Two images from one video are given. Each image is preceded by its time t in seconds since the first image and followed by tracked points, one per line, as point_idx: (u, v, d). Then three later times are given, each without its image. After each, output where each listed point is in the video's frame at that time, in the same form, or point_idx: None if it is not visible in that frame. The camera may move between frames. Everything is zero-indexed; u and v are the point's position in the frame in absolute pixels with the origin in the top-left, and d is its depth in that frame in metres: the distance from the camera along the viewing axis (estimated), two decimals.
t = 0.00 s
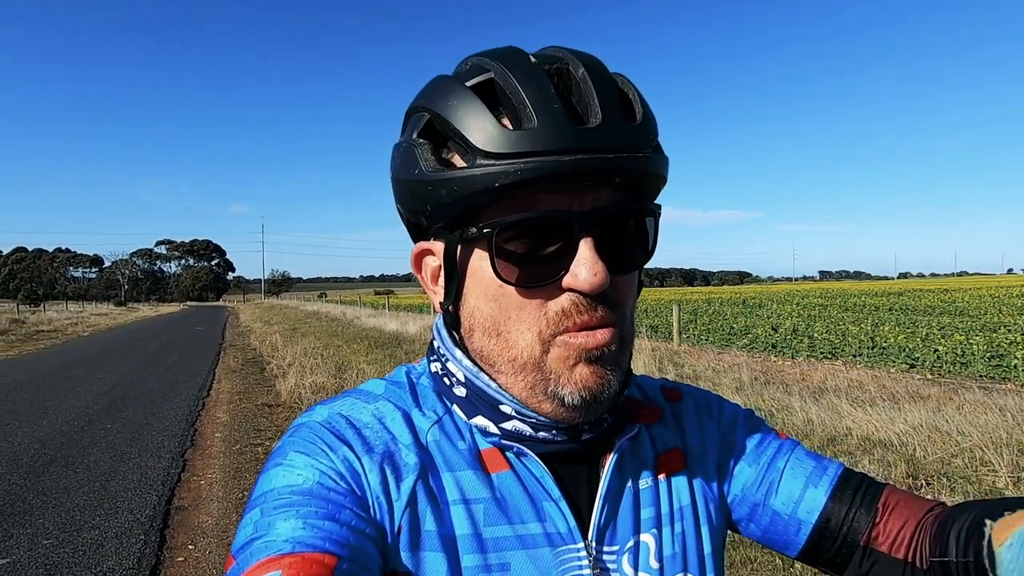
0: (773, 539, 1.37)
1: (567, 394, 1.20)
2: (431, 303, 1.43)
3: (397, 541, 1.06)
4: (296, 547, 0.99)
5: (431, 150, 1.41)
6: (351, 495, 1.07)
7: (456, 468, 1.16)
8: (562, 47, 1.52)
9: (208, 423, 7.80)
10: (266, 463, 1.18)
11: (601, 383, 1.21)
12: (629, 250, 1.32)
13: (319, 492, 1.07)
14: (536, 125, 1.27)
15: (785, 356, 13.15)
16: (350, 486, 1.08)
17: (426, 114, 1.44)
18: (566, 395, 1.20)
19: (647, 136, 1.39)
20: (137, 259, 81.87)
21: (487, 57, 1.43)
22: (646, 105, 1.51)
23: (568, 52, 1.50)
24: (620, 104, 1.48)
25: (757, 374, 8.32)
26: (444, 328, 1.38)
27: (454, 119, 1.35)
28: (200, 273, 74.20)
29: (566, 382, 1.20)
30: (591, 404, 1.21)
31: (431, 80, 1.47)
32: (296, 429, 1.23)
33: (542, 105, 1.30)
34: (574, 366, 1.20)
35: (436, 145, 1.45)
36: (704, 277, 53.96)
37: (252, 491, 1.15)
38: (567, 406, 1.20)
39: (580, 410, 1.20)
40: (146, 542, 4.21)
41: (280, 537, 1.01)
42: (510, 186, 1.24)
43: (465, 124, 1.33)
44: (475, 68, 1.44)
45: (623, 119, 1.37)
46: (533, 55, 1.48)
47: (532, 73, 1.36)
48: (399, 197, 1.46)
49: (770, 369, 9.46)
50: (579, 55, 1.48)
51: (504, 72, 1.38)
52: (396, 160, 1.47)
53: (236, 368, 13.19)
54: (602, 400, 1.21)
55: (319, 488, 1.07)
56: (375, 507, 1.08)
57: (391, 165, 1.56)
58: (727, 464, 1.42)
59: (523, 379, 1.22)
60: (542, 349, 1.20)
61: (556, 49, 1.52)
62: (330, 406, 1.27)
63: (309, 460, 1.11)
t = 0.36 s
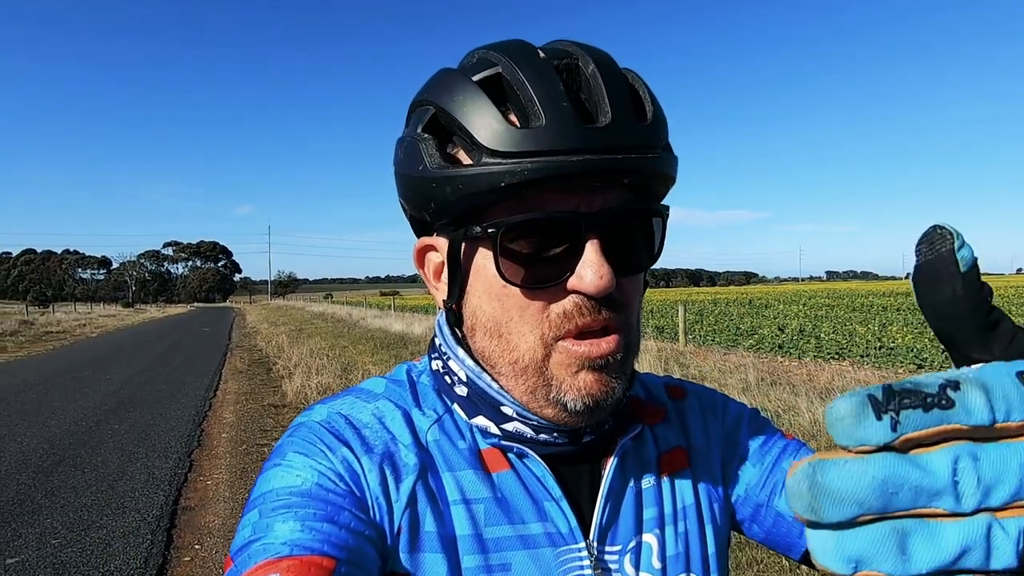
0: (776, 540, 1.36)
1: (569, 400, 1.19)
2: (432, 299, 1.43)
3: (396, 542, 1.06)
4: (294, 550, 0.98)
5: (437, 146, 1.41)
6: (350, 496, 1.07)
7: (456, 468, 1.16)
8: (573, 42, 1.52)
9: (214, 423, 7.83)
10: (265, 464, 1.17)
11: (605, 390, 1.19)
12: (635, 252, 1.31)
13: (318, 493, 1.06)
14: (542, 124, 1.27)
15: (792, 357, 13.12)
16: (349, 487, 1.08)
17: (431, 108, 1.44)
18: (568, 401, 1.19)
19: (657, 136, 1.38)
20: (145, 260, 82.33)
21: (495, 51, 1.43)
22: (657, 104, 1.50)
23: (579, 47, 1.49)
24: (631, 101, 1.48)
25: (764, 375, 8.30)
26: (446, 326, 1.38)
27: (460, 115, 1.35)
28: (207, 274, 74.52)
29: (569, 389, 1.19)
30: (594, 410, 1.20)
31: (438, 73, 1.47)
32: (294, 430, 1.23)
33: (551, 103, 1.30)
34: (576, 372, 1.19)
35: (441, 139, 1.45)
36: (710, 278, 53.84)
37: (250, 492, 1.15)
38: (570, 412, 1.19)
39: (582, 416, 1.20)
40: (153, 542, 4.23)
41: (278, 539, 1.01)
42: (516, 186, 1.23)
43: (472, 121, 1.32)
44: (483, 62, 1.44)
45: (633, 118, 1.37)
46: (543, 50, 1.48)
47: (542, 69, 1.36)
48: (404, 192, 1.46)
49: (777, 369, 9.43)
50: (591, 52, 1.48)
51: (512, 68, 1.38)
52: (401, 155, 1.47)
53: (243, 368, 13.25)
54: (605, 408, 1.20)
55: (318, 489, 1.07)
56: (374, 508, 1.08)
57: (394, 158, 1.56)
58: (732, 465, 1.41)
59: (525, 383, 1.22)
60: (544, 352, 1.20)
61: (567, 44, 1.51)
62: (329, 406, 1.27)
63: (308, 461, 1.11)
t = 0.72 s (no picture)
0: (786, 547, 1.33)
1: (583, 410, 1.19)
2: (442, 300, 1.43)
3: (399, 552, 1.06)
4: (295, 563, 0.98)
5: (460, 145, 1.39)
6: (352, 505, 1.07)
7: (462, 474, 1.16)
8: (605, 44, 1.50)
9: (223, 420, 7.87)
10: (266, 473, 1.17)
11: (620, 402, 1.20)
12: (657, 264, 1.31)
13: (319, 504, 1.06)
14: (576, 132, 1.25)
15: (801, 354, 13.06)
16: (351, 496, 1.08)
17: (455, 105, 1.41)
18: (582, 412, 1.19)
19: (686, 146, 1.38)
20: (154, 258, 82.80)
21: (526, 49, 1.40)
22: (687, 114, 1.50)
23: (611, 50, 1.48)
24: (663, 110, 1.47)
25: (772, 372, 8.27)
26: (457, 330, 1.39)
27: (488, 116, 1.32)
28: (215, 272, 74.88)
29: (584, 400, 1.19)
30: (607, 421, 1.21)
31: (464, 67, 1.44)
32: (296, 438, 1.23)
33: (586, 110, 1.28)
34: (593, 383, 1.19)
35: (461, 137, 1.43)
36: (717, 275, 53.66)
37: (251, 501, 1.15)
38: (583, 422, 1.20)
39: (596, 427, 1.21)
40: (162, 539, 4.25)
41: (279, 552, 1.00)
42: (546, 195, 1.22)
43: (500, 123, 1.30)
44: (513, 60, 1.42)
45: (666, 128, 1.36)
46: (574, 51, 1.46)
47: (577, 74, 1.34)
48: (421, 188, 1.44)
49: (785, 367, 9.39)
50: (623, 56, 1.46)
51: (544, 69, 1.35)
52: (420, 149, 1.44)
53: (251, 366, 13.31)
54: (618, 419, 1.21)
55: (319, 499, 1.06)
56: (376, 517, 1.07)
57: (410, 152, 1.53)
58: (744, 468, 1.40)
59: (540, 394, 1.22)
60: (562, 363, 1.20)
61: (599, 45, 1.49)
62: (331, 413, 1.27)
63: (309, 470, 1.11)
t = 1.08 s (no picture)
0: (778, 526, 1.35)
1: (606, 377, 1.21)
2: (454, 271, 1.42)
3: (405, 514, 1.07)
4: (306, 526, 0.99)
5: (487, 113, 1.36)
6: (359, 469, 1.08)
7: (468, 438, 1.17)
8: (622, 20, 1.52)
9: (225, 422, 7.88)
10: (274, 444, 1.18)
11: (641, 368, 1.23)
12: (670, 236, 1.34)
13: (328, 470, 1.07)
14: (613, 102, 1.26)
15: (803, 359, 13.04)
16: (358, 459, 1.09)
17: (479, 74, 1.38)
18: (605, 378, 1.21)
19: (705, 121, 1.41)
20: (156, 263, 82.99)
21: (553, 21, 1.40)
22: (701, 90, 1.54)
23: (629, 27, 1.50)
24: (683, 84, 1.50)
25: (775, 375, 8.27)
26: (467, 302, 1.40)
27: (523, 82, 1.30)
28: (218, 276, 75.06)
29: (607, 366, 1.21)
30: (628, 387, 1.23)
31: (487, 37, 1.42)
32: (303, 408, 1.24)
33: (621, 80, 1.29)
34: (615, 352, 1.21)
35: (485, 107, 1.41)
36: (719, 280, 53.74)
37: (261, 470, 1.16)
38: (605, 388, 1.21)
39: (618, 392, 1.23)
40: (165, 539, 4.26)
41: (289, 516, 1.01)
42: (586, 162, 1.22)
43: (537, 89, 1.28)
44: (538, 29, 1.41)
45: (691, 101, 1.39)
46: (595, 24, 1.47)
47: (607, 45, 1.35)
48: (437, 156, 1.42)
49: (787, 370, 9.39)
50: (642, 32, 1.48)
51: (577, 41, 1.35)
52: (438, 115, 1.42)
53: (253, 369, 13.33)
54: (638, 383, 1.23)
55: (327, 466, 1.08)
56: (383, 481, 1.08)
57: (422, 122, 1.50)
58: (745, 449, 1.41)
59: (561, 361, 1.22)
60: (584, 332, 1.21)
61: (616, 23, 1.52)
62: (337, 384, 1.28)
63: (317, 437, 1.12)
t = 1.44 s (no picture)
0: (784, 503, 1.37)
1: (622, 377, 1.21)
2: (449, 280, 1.39)
3: (390, 533, 1.06)
4: (287, 551, 0.98)
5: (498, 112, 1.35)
6: (342, 489, 1.07)
7: (453, 453, 1.16)
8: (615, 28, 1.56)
9: (227, 428, 7.87)
10: (255, 463, 1.17)
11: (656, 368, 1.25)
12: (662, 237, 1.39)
13: (309, 490, 1.06)
14: (631, 103, 1.29)
15: (807, 366, 12.99)
16: (341, 479, 1.08)
17: (487, 74, 1.37)
18: (621, 378, 1.21)
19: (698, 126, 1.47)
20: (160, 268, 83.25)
21: (559, 24, 1.41)
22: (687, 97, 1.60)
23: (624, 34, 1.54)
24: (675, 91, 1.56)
25: (778, 383, 8.23)
26: (456, 313, 1.39)
27: (541, 81, 1.31)
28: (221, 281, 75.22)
29: (623, 366, 1.21)
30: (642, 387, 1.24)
31: (491, 37, 1.41)
32: (284, 426, 1.23)
33: (634, 83, 1.32)
34: (630, 349, 1.22)
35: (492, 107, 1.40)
36: (722, 286, 53.65)
37: (241, 490, 1.15)
38: (619, 388, 1.21)
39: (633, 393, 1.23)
40: (164, 545, 4.24)
41: (271, 540, 1.00)
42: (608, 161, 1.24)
43: (555, 90, 1.29)
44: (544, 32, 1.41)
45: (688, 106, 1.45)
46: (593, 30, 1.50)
47: (617, 49, 1.38)
48: (439, 156, 1.39)
49: (791, 377, 9.34)
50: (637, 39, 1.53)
51: (587, 44, 1.37)
52: (442, 113, 1.39)
53: (255, 374, 13.33)
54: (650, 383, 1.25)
55: (309, 485, 1.06)
56: (366, 500, 1.07)
57: (418, 121, 1.46)
58: (732, 439, 1.43)
59: (575, 364, 1.22)
60: (599, 334, 1.21)
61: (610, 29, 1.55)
62: (319, 399, 1.27)
63: (298, 457, 1.11)
